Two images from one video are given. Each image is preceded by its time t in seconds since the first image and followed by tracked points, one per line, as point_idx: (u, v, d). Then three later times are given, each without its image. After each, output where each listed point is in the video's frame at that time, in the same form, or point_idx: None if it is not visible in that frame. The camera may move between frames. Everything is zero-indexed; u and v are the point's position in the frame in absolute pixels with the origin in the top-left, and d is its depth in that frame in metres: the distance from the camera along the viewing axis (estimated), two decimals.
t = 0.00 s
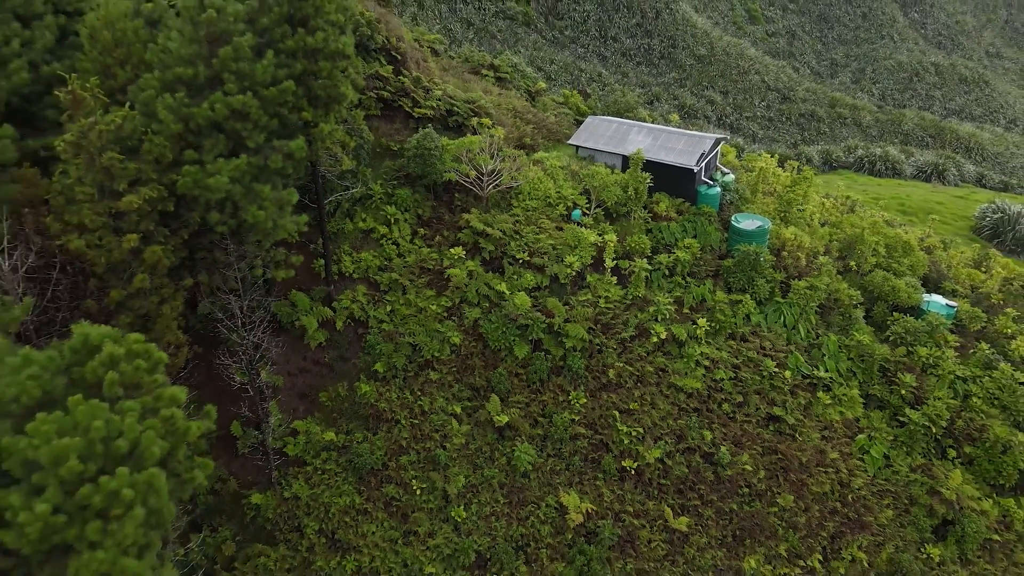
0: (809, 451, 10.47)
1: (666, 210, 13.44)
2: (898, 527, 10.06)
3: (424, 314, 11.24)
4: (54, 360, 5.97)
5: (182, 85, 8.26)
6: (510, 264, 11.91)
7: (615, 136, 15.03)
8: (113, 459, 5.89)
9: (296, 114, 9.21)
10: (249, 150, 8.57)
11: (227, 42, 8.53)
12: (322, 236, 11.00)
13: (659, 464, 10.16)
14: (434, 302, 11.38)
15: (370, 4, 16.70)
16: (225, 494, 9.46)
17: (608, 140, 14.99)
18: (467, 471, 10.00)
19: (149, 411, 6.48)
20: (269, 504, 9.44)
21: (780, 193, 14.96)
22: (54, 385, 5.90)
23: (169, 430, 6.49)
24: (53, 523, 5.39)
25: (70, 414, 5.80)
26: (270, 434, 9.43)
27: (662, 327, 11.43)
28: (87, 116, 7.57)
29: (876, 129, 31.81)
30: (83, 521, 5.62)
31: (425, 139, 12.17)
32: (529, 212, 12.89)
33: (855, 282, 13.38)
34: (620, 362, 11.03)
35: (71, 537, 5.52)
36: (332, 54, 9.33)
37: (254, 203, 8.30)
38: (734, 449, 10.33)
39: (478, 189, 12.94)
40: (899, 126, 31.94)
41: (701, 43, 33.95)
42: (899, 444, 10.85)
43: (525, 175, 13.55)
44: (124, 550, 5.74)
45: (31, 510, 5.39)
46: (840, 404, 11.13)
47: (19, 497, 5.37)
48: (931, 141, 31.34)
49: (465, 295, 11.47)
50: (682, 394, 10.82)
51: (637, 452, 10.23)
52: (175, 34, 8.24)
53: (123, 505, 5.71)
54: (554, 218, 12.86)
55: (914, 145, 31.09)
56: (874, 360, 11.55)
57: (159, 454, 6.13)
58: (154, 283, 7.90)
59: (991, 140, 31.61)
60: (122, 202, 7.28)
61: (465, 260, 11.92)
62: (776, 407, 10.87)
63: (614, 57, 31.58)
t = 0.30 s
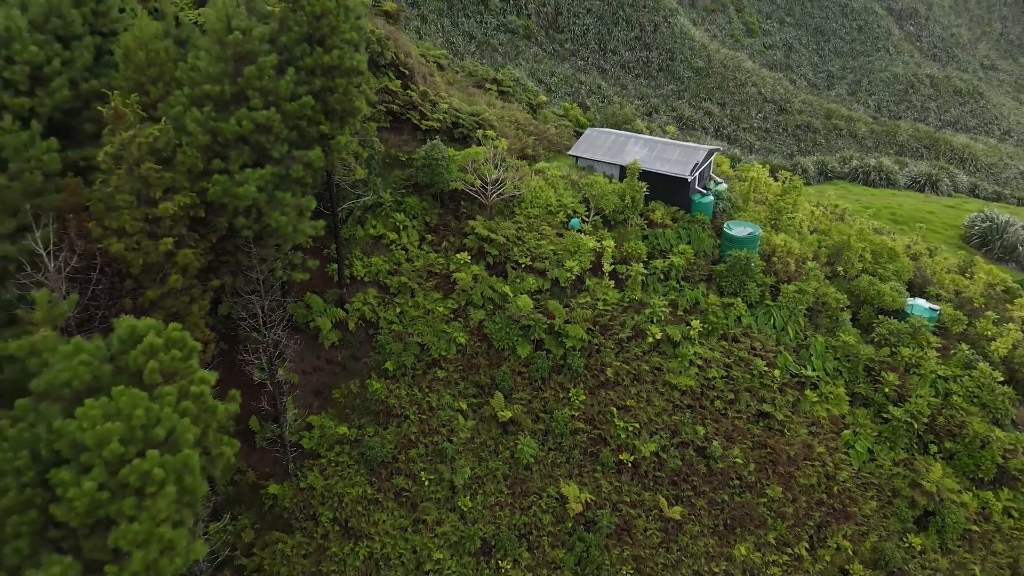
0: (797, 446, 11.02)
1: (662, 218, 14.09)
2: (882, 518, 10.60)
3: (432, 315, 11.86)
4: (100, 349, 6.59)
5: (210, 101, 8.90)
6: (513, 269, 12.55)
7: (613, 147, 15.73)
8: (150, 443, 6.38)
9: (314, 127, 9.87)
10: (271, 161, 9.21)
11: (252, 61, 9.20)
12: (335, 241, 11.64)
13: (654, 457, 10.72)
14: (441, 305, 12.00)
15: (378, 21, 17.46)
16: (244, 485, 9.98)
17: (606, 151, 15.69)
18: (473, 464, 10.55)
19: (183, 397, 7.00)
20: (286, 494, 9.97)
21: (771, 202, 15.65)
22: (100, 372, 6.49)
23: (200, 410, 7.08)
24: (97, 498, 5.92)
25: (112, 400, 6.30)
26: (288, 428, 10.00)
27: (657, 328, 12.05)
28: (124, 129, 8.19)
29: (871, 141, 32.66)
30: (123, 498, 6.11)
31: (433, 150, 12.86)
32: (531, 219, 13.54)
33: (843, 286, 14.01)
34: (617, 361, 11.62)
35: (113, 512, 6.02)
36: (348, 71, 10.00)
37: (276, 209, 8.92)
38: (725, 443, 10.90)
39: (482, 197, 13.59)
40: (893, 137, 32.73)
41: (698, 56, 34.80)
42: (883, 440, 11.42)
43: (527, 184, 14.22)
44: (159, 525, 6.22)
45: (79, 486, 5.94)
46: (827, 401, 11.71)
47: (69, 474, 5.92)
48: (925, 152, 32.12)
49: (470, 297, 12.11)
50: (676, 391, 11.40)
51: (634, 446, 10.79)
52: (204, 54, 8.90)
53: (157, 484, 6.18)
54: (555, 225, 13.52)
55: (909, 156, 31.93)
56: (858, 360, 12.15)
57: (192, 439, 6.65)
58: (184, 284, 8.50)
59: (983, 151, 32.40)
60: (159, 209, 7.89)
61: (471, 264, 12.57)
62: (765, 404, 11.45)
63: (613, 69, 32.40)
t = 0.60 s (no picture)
0: (785, 441, 11.56)
1: (658, 225, 14.69)
2: (867, 510, 11.09)
3: (437, 317, 12.42)
4: (135, 342, 7.10)
5: (233, 113, 9.50)
6: (515, 273, 13.14)
7: (611, 157, 16.37)
8: (180, 431, 6.82)
9: (329, 138, 10.47)
10: (289, 169, 9.82)
11: (272, 77, 9.82)
12: (346, 246, 12.21)
13: (650, 451, 11.26)
14: (447, 307, 12.56)
15: (385, 36, 18.19)
16: (258, 478, 10.49)
17: (604, 160, 16.33)
18: (477, 458, 11.06)
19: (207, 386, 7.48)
20: (298, 487, 10.47)
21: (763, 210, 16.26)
22: (136, 364, 7.01)
23: (224, 399, 7.57)
24: (134, 481, 6.38)
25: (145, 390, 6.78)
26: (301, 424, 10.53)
27: (652, 329, 12.61)
28: (154, 140, 8.77)
29: (867, 150, 33.38)
30: (158, 481, 6.55)
31: (438, 160, 13.48)
32: (532, 226, 14.14)
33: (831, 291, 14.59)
34: (615, 360, 12.18)
35: (148, 494, 6.47)
36: (360, 86, 10.62)
37: (293, 215, 9.49)
38: (718, 439, 11.43)
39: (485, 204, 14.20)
40: (888, 147, 33.44)
41: (696, 68, 35.54)
42: (869, 436, 11.95)
43: (528, 192, 14.84)
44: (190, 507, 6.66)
45: (117, 470, 6.40)
46: (815, 399, 12.25)
47: (109, 459, 6.39)
48: (920, 162, 32.81)
49: (474, 300, 12.68)
50: (671, 390, 11.94)
51: (631, 441, 11.32)
52: (228, 70, 9.51)
53: (189, 469, 6.64)
54: (555, 231, 14.12)
55: (904, 165, 32.63)
56: (845, 360, 12.70)
57: (218, 427, 7.10)
58: (207, 285, 9.06)
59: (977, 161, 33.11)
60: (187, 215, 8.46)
61: (474, 269, 13.15)
62: (756, 402, 11.99)
63: (612, 81, 33.19)
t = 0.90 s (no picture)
0: (776, 437, 12.06)
1: (654, 230, 15.26)
2: (855, 502, 11.56)
3: (442, 317, 12.96)
4: (164, 336, 7.63)
5: (253, 123, 10.07)
6: (516, 276, 13.71)
7: (608, 165, 16.99)
8: (208, 419, 7.30)
9: (341, 147, 11.06)
10: (305, 176, 10.40)
11: (289, 89, 10.43)
12: (355, 250, 12.74)
13: (646, 445, 11.75)
14: (451, 308, 13.10)
15: (391, 49, 18.89)
16: (271, 471, 10.96)
17: (603, 168, 16.94)
18: (480, 452, 11.56)
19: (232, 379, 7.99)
20: (310, 479, 10.93)
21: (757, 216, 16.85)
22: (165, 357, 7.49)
23: (246, 390, 8.05)
24: (166, 464, 6.81)
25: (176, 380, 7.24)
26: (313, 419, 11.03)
27: (649, 329, 13.16)
28: (179, 148, 9.31)
29: (862, 159, 34.07)
30: (188, 464, 6.99)
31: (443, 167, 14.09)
32: (533, 230, 14.71)
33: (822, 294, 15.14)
34: (613, 359, 12.70)
35: (179, 477, 6.89)
36: (371, 97, 11.23)
37: (308, 219, 10.06)
38: (711, 434, 11.93)
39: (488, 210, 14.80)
40: (884, 156, 34.10)
41: (694, 77, 36.18)
42: (856, 432, 12.46)
43: (529, 198, 15.43)
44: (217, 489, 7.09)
45: (150, 454, 6.82)
46: (804, 397, 12.76)
47: (143, 444, 6.83)
48: (915, 170, 33.47)
49: (477, 302, 13.24)
50: (667, 387, 12.45)
51: (628, 436, 11.81)
52: (248, 83, 10.11)
53: (216, 453, 7.07)
54: (555, 236, 14.69)
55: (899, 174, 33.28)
56: (834, 359, 13.24)
57: (243, 416, 7.55)
58: (228, 284, 9.58)
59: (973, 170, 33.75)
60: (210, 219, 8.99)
61: (478, 271, 13.71)
62: (748, 399, 12.50)
63: (611, 90, 33.91)
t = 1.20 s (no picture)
0: (766, 431, 12.56)
1: (649, 233, 15.81)
2: (842, 494, 12.05)
3: (446, 317, 13.49)
4: (188, 329, 8.12)
5: (268, 131, 10.64)
6: (517, 277, 14.26)
7: (606, 170, 17.58)
8: (231, 407, 7.76)
9: (351, 153, 11.63)
10: (317, 180, 10.97)
11: (303, 99, 11.03)
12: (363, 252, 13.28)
13: (642, 439, 12.26)
14: (455, 308, 13.64)
15: (396, 59, 19.53)
16: (283, 463, 11.45)
17: (600, 174, 17.54)
18: (483, 445, 12.06)
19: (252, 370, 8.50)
20: (320, 470, 11.43)
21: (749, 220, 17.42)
22: (189, 349, 7.98)
23: (264, 381, 8.56)
24: (194, 447, 7.30)
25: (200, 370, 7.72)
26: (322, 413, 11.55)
27: (645, 328, 13.71)
28: (200, 153, 9.85)
29: (857, 166, 34.71)
30: (213, 447, 7.48)
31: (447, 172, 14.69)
32: (533, 233, 15.28)
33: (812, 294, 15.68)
34: (609, 356, 13.23)
35: (206, 459, 7.39)
36: (379, 106, 11.82)
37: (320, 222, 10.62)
38: (705, 428, 12.44)
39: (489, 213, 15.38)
40: (879, 163, 34.76)
41: (691, 85, 36.91)
42: (844, 427, 12.96)
43: (529, 202, 15.99)
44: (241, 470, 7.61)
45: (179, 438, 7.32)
46: (794, 393, 13.28)
47: (172, 428, 7.32)
48: (910, 177, 34.12)
49: (479, 301, 13.79)
50: (661, 383, 12.97)
51: (624, 430, 12.33)
52: (264, 93, 10.70)
53: (240, 437, 7.59)
54: (555, 238, 15.27)
55: (894, 180, 33.90)
56: (823, 357, 13.76)
57: (263, 404, 8.05)
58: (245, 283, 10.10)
59: (966, 176, 34.40)
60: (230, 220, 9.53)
61: (480, 272, 14.25)
62: (739, 395, 13.02)
63: (610, 98, 34.57)
